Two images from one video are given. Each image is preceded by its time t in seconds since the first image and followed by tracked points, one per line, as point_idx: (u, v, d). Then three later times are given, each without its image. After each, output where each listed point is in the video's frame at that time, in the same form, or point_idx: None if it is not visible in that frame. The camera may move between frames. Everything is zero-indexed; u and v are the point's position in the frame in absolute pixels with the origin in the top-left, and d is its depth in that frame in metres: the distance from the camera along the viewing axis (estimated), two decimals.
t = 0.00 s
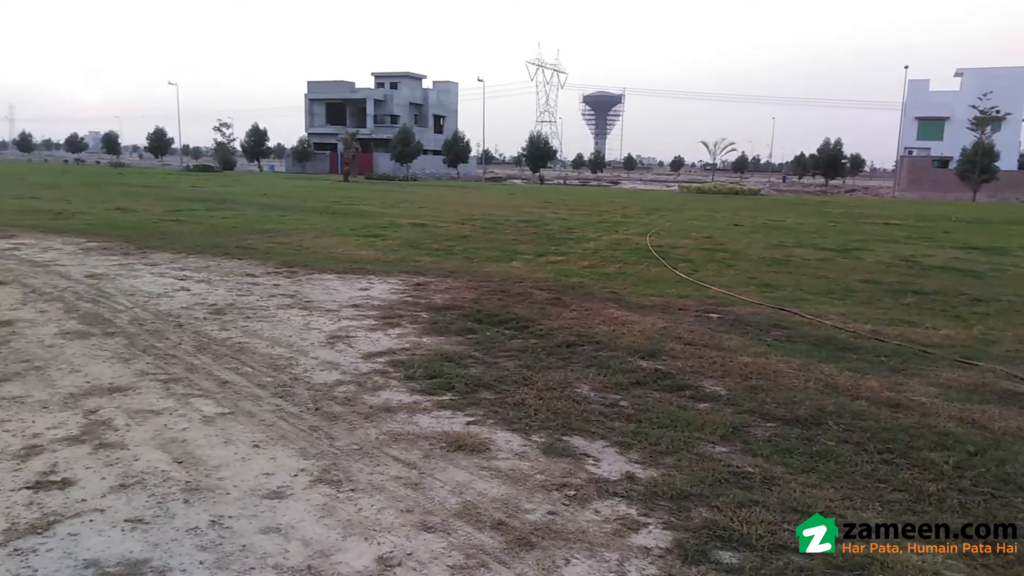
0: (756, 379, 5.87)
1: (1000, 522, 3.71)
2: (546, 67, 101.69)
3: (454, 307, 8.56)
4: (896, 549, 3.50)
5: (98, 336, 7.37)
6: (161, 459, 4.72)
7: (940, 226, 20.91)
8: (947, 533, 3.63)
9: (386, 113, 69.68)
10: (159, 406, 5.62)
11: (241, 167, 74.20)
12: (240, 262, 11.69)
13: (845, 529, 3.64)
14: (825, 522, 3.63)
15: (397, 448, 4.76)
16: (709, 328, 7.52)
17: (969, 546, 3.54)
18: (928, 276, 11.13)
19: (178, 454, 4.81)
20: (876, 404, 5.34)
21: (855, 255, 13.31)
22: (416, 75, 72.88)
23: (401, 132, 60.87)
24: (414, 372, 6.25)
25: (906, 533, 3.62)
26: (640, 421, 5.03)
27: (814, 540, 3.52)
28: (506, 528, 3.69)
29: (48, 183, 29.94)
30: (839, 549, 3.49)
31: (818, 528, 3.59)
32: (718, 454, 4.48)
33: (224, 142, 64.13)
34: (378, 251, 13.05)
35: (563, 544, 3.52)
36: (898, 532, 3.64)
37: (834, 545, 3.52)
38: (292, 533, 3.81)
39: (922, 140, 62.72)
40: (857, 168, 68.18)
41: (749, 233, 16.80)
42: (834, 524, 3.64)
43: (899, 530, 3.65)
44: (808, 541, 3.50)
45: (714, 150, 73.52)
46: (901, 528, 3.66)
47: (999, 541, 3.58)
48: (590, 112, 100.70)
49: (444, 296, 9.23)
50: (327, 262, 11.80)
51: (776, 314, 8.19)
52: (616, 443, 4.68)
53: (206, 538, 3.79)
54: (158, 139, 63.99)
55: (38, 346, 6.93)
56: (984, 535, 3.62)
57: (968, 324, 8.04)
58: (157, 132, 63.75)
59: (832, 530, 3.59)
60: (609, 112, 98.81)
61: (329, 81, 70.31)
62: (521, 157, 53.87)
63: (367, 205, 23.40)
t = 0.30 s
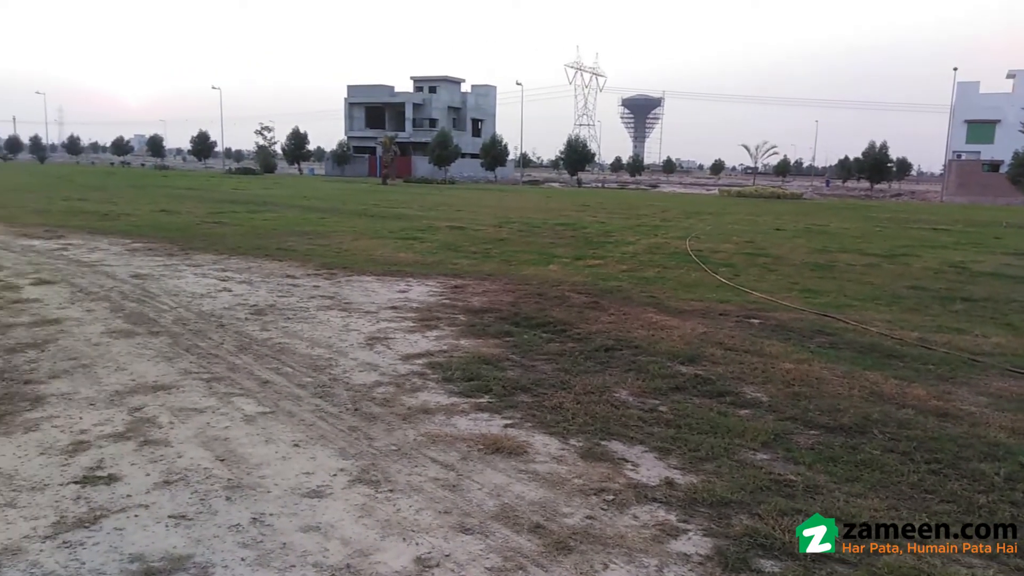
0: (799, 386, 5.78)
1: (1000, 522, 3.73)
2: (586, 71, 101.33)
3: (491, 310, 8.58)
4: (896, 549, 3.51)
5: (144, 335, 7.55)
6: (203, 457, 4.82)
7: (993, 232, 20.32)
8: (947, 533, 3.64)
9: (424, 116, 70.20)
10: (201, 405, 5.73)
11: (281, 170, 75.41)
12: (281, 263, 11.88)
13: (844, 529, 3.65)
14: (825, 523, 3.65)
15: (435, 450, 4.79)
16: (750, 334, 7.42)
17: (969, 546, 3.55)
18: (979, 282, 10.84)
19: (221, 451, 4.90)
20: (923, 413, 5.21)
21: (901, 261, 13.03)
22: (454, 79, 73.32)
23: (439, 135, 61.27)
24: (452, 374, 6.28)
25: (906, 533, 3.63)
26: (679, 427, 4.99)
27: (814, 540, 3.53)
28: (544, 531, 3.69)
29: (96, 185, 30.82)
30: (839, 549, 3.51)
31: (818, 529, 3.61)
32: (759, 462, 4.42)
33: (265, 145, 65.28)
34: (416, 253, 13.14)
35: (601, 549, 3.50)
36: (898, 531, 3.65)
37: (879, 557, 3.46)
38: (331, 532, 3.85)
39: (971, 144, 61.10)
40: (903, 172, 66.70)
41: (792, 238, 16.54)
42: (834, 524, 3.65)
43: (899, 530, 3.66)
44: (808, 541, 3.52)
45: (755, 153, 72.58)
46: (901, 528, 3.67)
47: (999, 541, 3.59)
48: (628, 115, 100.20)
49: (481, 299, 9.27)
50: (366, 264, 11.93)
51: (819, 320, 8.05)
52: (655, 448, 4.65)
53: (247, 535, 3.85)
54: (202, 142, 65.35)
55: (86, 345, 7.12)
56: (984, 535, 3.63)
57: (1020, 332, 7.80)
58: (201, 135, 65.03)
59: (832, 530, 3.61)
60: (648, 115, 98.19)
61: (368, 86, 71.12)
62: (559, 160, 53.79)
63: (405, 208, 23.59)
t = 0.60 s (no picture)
0: (840, 393, 5.68)
1: (999, 523, 3.74)
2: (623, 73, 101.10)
3: (526, 313, 8.59)
4: (896, 549, 3.52)
5: (184, 335, 7.71)
6: (242, 455, 4.90)
7: None
8: (947, 533, 3.65)
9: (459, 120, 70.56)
10: (241, 404, 5.83)
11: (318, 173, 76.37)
12: (319, 265, 12.03)
13: (845, 529, 3.67)
14: (825, 523, 3.67)
15: (471, 452, 4.81)
16: (789, 340, 7.32)
17: (969, 546, 3.56)
18: None
19: (259, 450, 4.98)
20: (970, 423, 5.09)
21: (947, 267, 12.72)
22: (490, 82, 73.59)
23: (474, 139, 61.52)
24: (487, 377, 6.30)
25: (906, 534, 3.65)
26: (717, 433, 4.94)
27: (814, 540, 3.55)
28: (579, 535, 3.68)
29: (139, 188, 31.57)
30: (839, 549, 3.52)
31: (818, 528, 3.64)
32: (800, 470, 4.35)
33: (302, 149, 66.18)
34: (452, 256, 13.21)
35: (638, 555, 3.48)
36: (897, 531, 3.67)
37: (922, 568, 3.38)
38: (367, 532, 3.88)
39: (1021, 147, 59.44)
40: (949, 176, 65.21)
41: (833, 243, 16.26)
42: (834, 525, 3.68)
43: (900, 531, 3.67)
44: (808, 541, 3.54)
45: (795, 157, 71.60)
46: (902, 528, 3.68)
47: (998, 541, 3.61)
48: (665, 118, 99.54)
49: (517, 302, 9.28)
50: (402, 267, 12.03)
51: (862, 327, 7.91)
52: (692, 454, 4.61)
53: (285, 534, 3.91)
54: (241, 146, 66.45)
55: (129, 344, 7.29)
56: (984, 535, 3.65)
57: None
58: (241, 138, 66.18)
59: (832, 530, 3.63)
60: (685, 118, 97.39)
61: (404, 89, 71.74)
62: (595, 164, 53.61)
63: (440, 211, 23.70)
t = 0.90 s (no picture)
0: (876, 400, 5.58)
1: (999, 523, 3.75)
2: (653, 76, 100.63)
3: (556, 316, 8.58)
4: (895, 549, 3.55)
5: (218, 335, 7.83)
6: (275, 455, 4.96)
7: None
8: (947, 533, 3.66)
9: (489, 123, 70.77)
10: (273, 404, 5.90)
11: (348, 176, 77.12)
12: (350, 267, 12.14)
13: (845, 529, 3.70)
14: (825, 523, 3.71)
15: (501, 454, 4.81)
16: (824, 345, 7.22)
17: (969, 546, 3.57)
18: None
19: (291, 450, 5.03)
20: (1012, 432, 4.97)
21: (988, 272, 12.45)
22: (519, 85, 73.74)
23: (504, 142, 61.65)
24: (517, 379, 6.30)
25: (906, 534, 3.67)
26: (750, 439, 4.88)
27: (813, 540, 3.60)
28: (610, 539, 3.67)
29: (174, 190, 32.18)
30: (838, 549, 3.56)
31: (819, 528, 3.69)
32: (835, 477, 4.29)
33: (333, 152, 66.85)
34: (482, 259, 13.25)
35: (669, 560, 3.45)
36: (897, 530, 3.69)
37: None
38: (398, 532, 3.91)
39: None
40: (988, 179, 63.86)
41: (869, 247, 16.00)
42: (834, 525, 3.71)
43: (899, 531, 3.69)
44: (808, 541, 3.59)
45: (829, 160, 70.68)
46: (902, 528, 3.71)
47: (998, 541, 3.62)
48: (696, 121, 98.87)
49: (546, 305, 9.27)
50: (432, 269, 12.09)
51: (899, 333, 7.77)
52: (724, 460, 4.56)
53: (317, 533, 3.94)
54: (275, 149, 67.28)
55: (164, 343, 7.43)
56: (984, 535, 3.65)
57: None
58: (273, 141, 66.97)
59: (832, 530, 3.67)
60: (716, 121, 96.63)
61: (434, 93, 72.15)
62: (625, 167, 53.41)
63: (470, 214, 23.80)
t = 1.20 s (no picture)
0: (917, 407, 5.47)
1: (999, 523, 3.78)
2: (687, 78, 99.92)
3: (588, 319, 8.56)
4: (895, 549, 3.58)
5: (253, 335, 7.95)
6: (309, 454, 5.02)
7: None
8: (947, 533, 3.69)
9: (520, 125, 70.85)
10: (307, 404, 5.97)
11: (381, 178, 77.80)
12: (383, 268, 12.25)
13: (845, 529, 3.74)
14: (825, 523, 3.75)
15: (533, 457, 4.81)
16: (862, 351, 7.09)
17: (969, 546, 3.60)
18: None
19: (325, 450, 5.09)
20: None
21: None
22: (551, 88, 73.73)
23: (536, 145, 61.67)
24: (549, 382, 6.30)
25: (905, 534, 3.70)
26: (786, 445, 4.82)
27: (813, 540, 3.63)
28: (643, 544, 3.65)
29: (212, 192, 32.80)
30: (838, 549, 3.59)
31: (820, 528, 3.72)
32: (873, 485, 4.21)
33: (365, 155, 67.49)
34: (513, 261, 13.27)
35: (702, 566, 3.43)
36: (895, 531, 3.73)
37: None
38: (430, 533, 3.93)
39: None
40: None
41: (909, 251, 15.69)
42: (834, 525, 3.75)
43: (899, 531, 3.72)
44: (808, 541, 3.62)
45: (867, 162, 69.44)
46: (901, 528, 3.74)
47: (999, 541, 3.64)
48: (730, 123, 97.91)
49: (578, 308, 9.25)
50: (465, 271, 12.14)
51: (940, 339, 7.61)
52: (759, 466, 4.51)
53: (350, 532, 3.98)
54: (309, 152, 68.03)
55: (200, 342, 7.56)
56: (984, 535, 3.68)
57: None
58: (307, 143, 67.74)
59: (831, 530, 3.71)
60: (750, 123, 95.59)
61: (466, 96, 72.46)
62: (657, 169, 53.09)
63: (501, 216, 23.84)
